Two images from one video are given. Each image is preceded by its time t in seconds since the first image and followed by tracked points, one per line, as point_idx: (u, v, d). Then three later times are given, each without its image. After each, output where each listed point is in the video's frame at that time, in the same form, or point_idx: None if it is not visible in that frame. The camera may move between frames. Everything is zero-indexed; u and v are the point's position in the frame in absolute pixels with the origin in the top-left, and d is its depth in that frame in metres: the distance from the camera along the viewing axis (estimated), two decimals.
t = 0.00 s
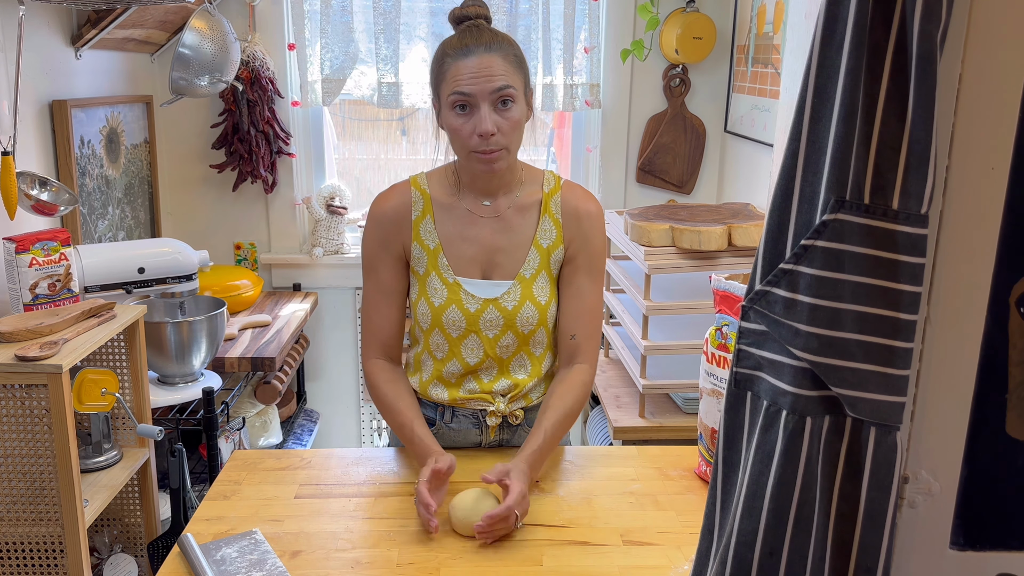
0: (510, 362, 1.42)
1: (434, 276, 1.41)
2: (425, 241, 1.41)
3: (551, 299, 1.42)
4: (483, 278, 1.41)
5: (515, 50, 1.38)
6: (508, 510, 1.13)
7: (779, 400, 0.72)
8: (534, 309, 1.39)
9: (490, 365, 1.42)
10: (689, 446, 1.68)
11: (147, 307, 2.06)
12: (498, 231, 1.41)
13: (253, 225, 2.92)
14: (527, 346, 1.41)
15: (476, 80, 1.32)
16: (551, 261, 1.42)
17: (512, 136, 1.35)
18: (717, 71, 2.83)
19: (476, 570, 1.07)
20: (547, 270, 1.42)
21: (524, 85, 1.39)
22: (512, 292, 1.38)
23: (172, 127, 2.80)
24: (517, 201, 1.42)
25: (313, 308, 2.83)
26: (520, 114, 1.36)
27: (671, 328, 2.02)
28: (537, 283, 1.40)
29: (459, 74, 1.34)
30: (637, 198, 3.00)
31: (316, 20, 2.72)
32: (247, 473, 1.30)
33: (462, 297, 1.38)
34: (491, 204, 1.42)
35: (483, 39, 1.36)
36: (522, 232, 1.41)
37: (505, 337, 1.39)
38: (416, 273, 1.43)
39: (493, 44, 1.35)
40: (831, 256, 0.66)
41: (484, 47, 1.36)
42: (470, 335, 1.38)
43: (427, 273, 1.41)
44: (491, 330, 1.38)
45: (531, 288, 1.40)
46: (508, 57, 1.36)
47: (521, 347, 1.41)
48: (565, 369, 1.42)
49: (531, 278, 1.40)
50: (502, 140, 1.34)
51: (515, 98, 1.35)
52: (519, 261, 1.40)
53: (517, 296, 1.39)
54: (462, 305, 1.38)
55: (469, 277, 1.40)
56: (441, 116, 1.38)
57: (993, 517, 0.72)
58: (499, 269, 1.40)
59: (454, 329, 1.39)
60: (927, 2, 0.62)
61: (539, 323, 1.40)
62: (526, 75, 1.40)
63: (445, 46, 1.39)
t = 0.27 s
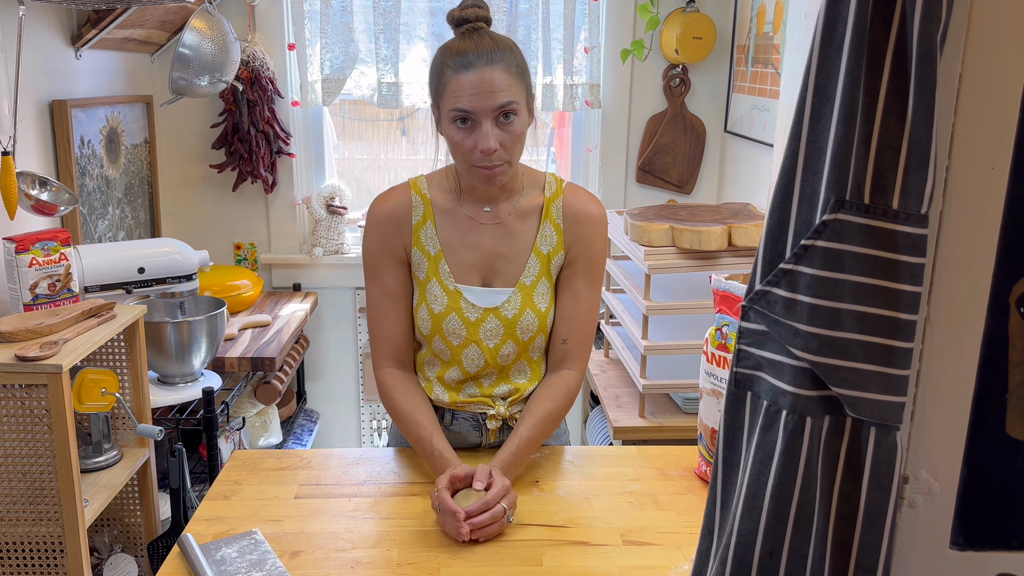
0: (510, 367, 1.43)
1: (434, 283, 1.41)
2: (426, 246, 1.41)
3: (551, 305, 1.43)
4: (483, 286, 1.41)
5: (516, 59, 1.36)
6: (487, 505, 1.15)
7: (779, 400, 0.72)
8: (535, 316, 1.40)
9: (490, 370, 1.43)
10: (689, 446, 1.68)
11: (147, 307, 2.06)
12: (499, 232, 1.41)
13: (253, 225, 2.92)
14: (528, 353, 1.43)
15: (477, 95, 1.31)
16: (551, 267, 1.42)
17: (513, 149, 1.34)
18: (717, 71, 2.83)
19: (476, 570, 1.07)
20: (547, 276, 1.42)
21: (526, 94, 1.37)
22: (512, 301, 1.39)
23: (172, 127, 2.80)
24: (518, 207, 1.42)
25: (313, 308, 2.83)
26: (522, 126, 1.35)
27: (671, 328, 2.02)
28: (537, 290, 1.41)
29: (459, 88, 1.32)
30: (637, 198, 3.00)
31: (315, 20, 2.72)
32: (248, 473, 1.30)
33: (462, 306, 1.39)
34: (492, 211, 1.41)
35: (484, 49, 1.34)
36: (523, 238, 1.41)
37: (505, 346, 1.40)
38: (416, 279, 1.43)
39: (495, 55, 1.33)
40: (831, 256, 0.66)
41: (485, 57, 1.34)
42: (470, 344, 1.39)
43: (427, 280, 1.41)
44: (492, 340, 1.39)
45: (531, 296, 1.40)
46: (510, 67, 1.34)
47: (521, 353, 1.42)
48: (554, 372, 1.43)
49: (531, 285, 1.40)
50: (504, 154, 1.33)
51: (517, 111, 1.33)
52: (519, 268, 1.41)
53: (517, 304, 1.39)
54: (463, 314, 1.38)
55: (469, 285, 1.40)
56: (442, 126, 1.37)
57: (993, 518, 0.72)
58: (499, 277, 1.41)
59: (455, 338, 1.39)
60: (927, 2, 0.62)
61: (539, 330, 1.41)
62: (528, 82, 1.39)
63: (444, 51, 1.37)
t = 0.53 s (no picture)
0: (511, 365, 1.43)
1: (437, 280, 1.41)
2: (428, 243, 1.41)
3: (552, 303, 1.42)
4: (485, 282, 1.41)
5: (520, 63, 1.35)
6: (487, 505, 1.15)
7: (779, 400, 0.72)
8: (536, 313, 1.40)
9: (492, 368, 1.43)
10: (689, 446, 1.68)
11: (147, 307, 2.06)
12: (499, 232, 1.41)
13: (253, 225, 2.92)
14: (529, 350, 1.42)
15: (479, 102, 1.30)
16: (553, 264, 1.42)
17: (515, 154, 1.34)
18: (717, 71, 2.83)
19: (476, 570, 1.07)
20: (549, 274, 1.42)
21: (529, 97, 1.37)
22: (514, 297, 1.39)
23: (172, 127, 2.80)
24: (520, 204, 1.42)
25: (313, 308, 2.83)
26: (525, 130, 1.35)
27: (671, 328, 2.02)
28: (539, 288, 1.41)
29: (462, 94, 1.31)
30: (637, 198, 3.00)
31: (315, 20, 2.72)
32: (248, 473, 1.30)
33: (464, 302, 1.39)
34: (494, 208, 1.42)
35: (487, 55, 1.33)
36: (524, 235, 1.41)
37: (506, 342, 1.40)
38: (419, 276, 1.43)
39: (499, 60, 1.32)
40: (831, 256, 0.66)
41: (489, 62, 1.33)
42: (472, 340, 1.39)
43: (430, 276, 1.41)
44: (493, 336, 1.39)
45: (533, 292, 1.40)
46: (513, 73, 1.33)
47: (523, 351, 1.42)
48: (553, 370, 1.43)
49: (533, 282, 1.40)
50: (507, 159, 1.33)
51: (520, 118, 1.33)
52: (521, 264, 1.41)
53: (519, 301, 1.39)
54: (464, 309, 1.39)
55: (471, 281, 1.40)
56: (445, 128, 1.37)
57: (993, 518, 0.72)
58: (501, 273, 1.41)
59: (456, 334, 1.39)
60: (927, 2, 0.62)
61: (540, 328, 1.41)
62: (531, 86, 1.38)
63: (448, 53, 1.36)
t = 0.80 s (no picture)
0: (511, 358, 1.42)
1: (439, 269, 1.40)
2: (430, 234, 1.40)
3: (552, 296, 1.42)
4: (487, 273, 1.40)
5: (521, 75, 1.34)
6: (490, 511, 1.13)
7: (779, 400, 0.72)
8: (535, 305, 1.39)
9: (491, 360, 1.42)
10: (690, 446, 1.68)
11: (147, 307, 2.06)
12: (500, 232, 1.40)
13: (253, 226, 2.92)
14: (529, 342, 1.41)
15: (476, 114, 1.29)
16: (553, 257, 1.41)
17: (511, 164, 1.34)
18: (717, 71, 2.83)
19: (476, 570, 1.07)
20: (549, 267, 1.41)
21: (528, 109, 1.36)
22: (514, 288, 1.38)
23: (171, 127, 2.80)
24: (523, 199, 1.41)
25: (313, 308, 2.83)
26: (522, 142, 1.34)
27: (671, 328, 2.02)
28: (539, 280, 1.40)
29: (458, 105, 1.30)
30: (637, 198, 3.00)
31: (315, 20, 2.72)
32: (248, 473, 1.30)
33: (465, 291, 1.38)
34: (496, 202, 1.41)
35: (486, 66, 1.31)
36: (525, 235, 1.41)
37: (505, 332, 1.39)
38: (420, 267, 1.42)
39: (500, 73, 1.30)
40: (831, 256, 0.66)
41: (489, 73, 1.31)
42: (471, 329, 1.38)
43: (432, 267, 1.41)
44: (493, 325, 1.38)
45: (532, 284, 1.39)
46: (514, 87, 1.32)
47: (522, 342, 1.41)
48: (563, 366, 1.41)
49: (533, 274, 1.40)
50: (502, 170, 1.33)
51: (516, 130, 1.32)
52: (522, 256, 1.40)
53: (519, 291, 1.38)
54: (465, 299, 1.38)
55: (473, 271, 1.40)
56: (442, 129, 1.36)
57: (993, 518, 0.72)
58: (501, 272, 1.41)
59: (456, 323, 1.38)
60: (927, 2, 0.62)
61: (540, 319, 1.40)
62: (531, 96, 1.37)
63: (453, 56, 1.34)
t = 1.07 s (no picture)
0: (418, 333, 1.39)
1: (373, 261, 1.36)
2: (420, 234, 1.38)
3: (454, 266, 1.40)
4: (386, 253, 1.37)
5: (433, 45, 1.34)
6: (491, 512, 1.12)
7: (779, 400, 0.72)
8: (435, 276, 1.37)
9: (398, 338, 1.39)
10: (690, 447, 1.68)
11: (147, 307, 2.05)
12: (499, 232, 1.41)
13: (253, 226, 2.92)
14: (432, 316, 1.39)
15: (395, 72, 1.28)
16: (449, 229, 1.40)
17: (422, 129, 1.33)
18: (717, 71, 2.83)
19: (476, 570, 1.07)
20: (446, 238, 1.39)
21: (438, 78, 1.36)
22: (411, 262, 1.36)
23: (172, 127, 2.80)
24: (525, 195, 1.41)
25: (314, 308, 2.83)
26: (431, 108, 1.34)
27: (671, 328, 2.02)
28: (437, 252, 1.38)
29: (378, 61, 1.29)
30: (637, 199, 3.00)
31: (316, 20, 2.73)
32: (248, 472, 1.30)
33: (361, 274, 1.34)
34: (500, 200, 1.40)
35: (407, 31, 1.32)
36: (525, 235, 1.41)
37: (408, 307, 1.36)
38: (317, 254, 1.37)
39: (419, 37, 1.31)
40: (831, 256, 0.66)
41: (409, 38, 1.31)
42: (374, 307, 1.35)
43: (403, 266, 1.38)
44: (396, 300, 1.35)
45: (431, 256, 1.37)
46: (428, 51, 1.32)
47: (425, 316, 1.38)
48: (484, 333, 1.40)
49: (430, 246, 1.37)
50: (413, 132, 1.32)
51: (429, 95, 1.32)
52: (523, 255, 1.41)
53: (417, 264, 1.36)
54: (365, 278, 1.34)
55: (372, 252, 1.36)
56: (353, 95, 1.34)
57: (993, 518, 0.72)
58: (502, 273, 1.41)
59: (358, 303, 1.35)
60: (927, 2, 0.62)
61: (442, 291, 1.38)
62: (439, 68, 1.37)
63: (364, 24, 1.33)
